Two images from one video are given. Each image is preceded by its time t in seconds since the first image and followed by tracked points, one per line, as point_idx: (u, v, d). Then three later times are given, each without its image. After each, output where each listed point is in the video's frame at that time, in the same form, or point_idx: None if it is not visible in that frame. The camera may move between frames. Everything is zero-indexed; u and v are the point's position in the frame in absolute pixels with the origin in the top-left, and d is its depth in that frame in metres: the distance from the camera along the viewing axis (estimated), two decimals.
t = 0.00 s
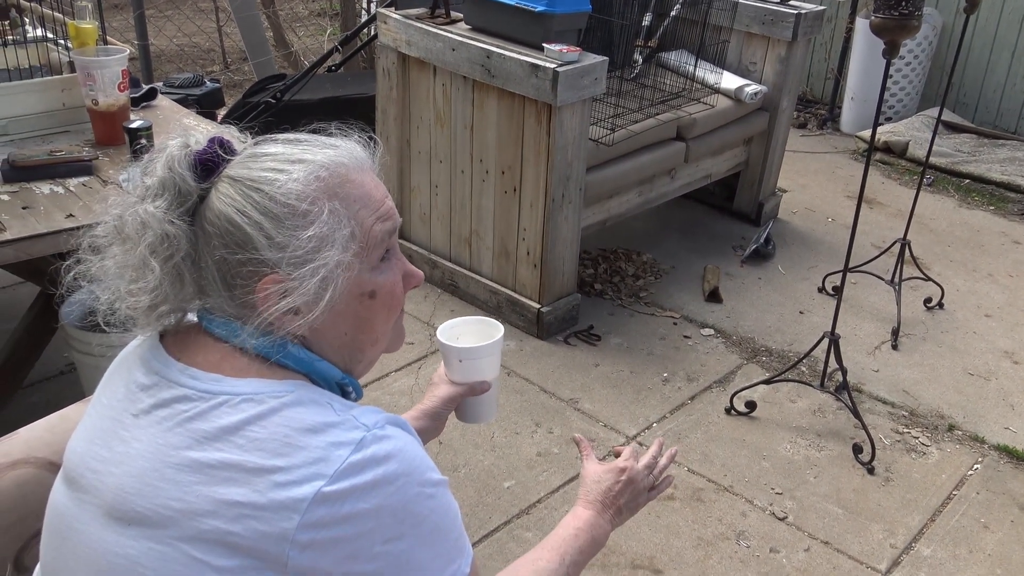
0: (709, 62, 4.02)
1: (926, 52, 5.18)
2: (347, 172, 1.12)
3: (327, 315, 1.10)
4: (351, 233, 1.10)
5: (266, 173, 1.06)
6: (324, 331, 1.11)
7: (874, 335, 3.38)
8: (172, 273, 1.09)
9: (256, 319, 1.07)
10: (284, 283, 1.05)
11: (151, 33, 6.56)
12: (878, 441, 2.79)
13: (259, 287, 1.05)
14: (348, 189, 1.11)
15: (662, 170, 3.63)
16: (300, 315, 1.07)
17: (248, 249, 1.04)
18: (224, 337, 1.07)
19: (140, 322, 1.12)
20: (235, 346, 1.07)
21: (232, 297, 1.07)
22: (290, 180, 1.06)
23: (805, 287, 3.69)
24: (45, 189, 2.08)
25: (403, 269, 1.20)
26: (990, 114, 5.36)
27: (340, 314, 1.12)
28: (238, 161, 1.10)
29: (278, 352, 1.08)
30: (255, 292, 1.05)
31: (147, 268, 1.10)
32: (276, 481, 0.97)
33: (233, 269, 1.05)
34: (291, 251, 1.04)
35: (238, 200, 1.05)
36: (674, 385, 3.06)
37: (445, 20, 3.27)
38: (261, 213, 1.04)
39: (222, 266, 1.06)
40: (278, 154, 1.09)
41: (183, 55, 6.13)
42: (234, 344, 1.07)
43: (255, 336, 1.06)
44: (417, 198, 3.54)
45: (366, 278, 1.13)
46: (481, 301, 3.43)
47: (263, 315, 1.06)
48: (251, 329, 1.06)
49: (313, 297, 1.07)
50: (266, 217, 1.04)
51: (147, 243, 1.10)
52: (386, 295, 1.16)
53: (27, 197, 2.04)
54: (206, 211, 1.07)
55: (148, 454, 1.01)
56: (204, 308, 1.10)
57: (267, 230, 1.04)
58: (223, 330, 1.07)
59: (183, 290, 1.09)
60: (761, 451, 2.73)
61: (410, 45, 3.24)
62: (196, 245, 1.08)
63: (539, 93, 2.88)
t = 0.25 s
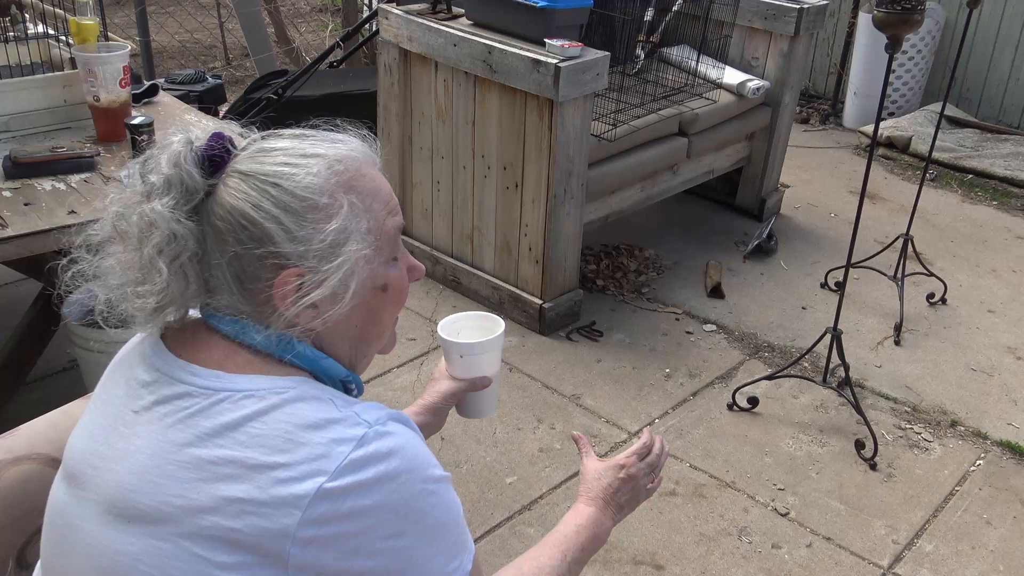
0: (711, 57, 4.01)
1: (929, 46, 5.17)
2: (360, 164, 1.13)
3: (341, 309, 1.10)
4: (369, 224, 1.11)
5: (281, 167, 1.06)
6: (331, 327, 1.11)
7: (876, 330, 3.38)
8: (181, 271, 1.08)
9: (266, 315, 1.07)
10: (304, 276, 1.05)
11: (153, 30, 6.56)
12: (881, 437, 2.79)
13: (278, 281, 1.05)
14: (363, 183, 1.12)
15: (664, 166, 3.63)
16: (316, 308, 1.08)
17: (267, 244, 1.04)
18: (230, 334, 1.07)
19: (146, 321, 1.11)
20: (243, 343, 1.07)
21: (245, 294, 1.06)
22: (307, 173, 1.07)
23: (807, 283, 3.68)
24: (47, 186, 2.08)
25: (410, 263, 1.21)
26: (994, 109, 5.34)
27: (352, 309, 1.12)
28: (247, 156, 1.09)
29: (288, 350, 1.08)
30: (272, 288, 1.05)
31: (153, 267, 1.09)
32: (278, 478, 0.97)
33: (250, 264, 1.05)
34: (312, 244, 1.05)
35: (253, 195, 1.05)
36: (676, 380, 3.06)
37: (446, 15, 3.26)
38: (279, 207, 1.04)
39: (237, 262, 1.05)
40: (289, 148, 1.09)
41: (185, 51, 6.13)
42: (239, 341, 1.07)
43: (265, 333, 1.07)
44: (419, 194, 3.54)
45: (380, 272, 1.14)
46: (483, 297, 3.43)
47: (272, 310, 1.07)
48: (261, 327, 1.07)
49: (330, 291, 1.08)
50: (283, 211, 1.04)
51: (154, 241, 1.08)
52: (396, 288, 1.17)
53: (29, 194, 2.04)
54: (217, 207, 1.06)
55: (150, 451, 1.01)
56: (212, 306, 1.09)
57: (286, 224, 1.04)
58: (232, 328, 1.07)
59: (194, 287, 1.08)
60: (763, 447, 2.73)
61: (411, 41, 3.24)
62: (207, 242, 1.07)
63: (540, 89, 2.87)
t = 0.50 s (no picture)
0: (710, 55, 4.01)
1: (928, 44, 5.17)
2: (370, 157, 1.17)
3: (355, 300, 1.14)
4: (383, 215, 1.16)
5: (305, 161, 1.07)
6: (328, 325, 1.13)
7: (875, 328, 3.38)
8: (211, 270, 1.03)
9: (267, 313, 1.07)
10: (332, 267, 1.08)
11: (151, 28, 6.55)
12: (879, 435, 2.79)
13: (306, 274, 1.07)
14: (377, 176, 1.17)
15: (663, 163, 3.62)
16: (331, 298, 1.11)
17: (298, 236, 1.05)
18: (228, 333, 1.06)
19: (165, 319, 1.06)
20: (243, 342, 1.06)
21: (267, 290, 1.06)
22: (332, 167, 1.09)
23: (806, 281, 3.68)
24: (44, 184, 2.08)
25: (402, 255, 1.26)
26: (993, 107, 5.34)
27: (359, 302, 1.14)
28: (261, 148, 1.08)
29: (288, 348, 1.09)
30: (299, 279, 1.07)
31: (177, 264, 1.04)
32: (272, 477, 0.97)
33: (278, 258, 1.05)
34: (343, 236, 1.08)
35: (281, 188, 1.05)
36: (675, 378, 3.06)
37: (444, 13, 3.26)
38: (309, 200, 1.06)
39: (263, 257, 1.04)
40: (306, 142, 1.10)
41: (184, 50, 6.12)
42: (240, 341, 1.06)
43: (271, 330, 1.08)
44: (418, 191, 3.54)
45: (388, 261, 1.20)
46: (482, 295, 3.44)
47: (270, 309, 1.07)
48: (264, 324, 1.07)
49: (352, 280, 1.11)
50: (314, 203, 1.06)
51: (180, 238, 1.03)
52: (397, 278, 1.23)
53: (27, 192, 2.04)
54: (242, 202, 1.03)
55: (143, 451, 1.01)
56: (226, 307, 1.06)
57: (320, 218, 1.06)
58: (229, 327, 1.06)
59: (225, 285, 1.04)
60: (762, 444, 2.73)
61: (410, 39, 3.24)
62: (237, 238, 1.04)
63: (539, 87, 2.87)
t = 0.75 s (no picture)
0: (710, 53, 4.01)
1: (929, 42, 5.16)
2: (377, 158, 1.18)
3: (362, 300, 1.15)
4: (391, 216, 1.17)
5: (320, 162, 1.07)
6: (331, 325, 1.13)
7: (877, 326, 3.37)
8: (235, 269, 1.03)
9: (272, 314, 1.07)
10: (344, 268, 1.10)
11: (152, 28, 6.55)
12: (881, 433, 2.79)
13: (320, 274, 1.07)
14: (384, 178, 1.18)
15: (664, 162, 3.62)
16: (339, 298, 1.12)
17: (316, 237, 1.05)
18: (232, 333, 1.06)
19: (184, 317, 1.05)
20: (245, 343, 1.06)
21: (281, 289, 1.06)
22: (346, 168, 1.10)
23: (807, 279, 3.68)
24: (44, 185, 2.08)
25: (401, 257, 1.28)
26: (994, 105, 5.33)
27: (364, 301, 1.15)
28: (275, 147, 1.08)
29: (289, 349, 1.08)
30: (313, 279, 1.08)
31: (197, 264, 1.03)
32: (272, 477, 0.97)
33: (293, 259, 1.05)
34: (357, 238, 1.09)
35: (300, 188, 1.05)
36: (676, 377, 3.06)
37: (444, 12, 3.26)
38: (327, 201, 1.06)
39: (279, 258, 1.05)
40: (320, 142, 1.11)
41: (185, 50, 6.13)
42: (242, 341, 1.06)
43: (275, 331, 1.08)
44: (419, 191, 3.54)
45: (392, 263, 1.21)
46: (483, 294, 3.44)
47: (272, 309, 1.07)
48: (265, 325, 1.07)
49: (361, 281, 1.13)
50: (331, 204, 1.06)
51: (203, 237, 1.03)
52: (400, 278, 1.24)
53: (27, 192, 2.04)
54: (262, 202, 1.03)
55: (145, 451, 1.01)
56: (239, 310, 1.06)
57: (336, 219, 1.07)
58: (233, 328, 1.06)
59: (256, 283, 1.04)
60: (763, 443, 2.73)
61: (410, 39, 3.24)
62: (259, 237, 1.03)
63: (539, 86, 2.87)
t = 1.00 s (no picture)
0: (709, 52, 4.01)
1: (927, 40, 5.17)
2: (380, 159, 1.18)
3: (363, 301, 1.15)
4: (393, 217, 1.17)
5: (323, 162, 1.07)
6: (331, 326, 1.13)
7: (876, 324, 3.37)
8: (239, 268, 1.02)
9: (272, 315, 1.07)
10: (346, 269, 1.10)
11: (150, 30, 6.55)
12: (881, 431, 2.79)
13: (322, 275, 1.07)
14: (385, 180, 1.18)
15: (663, 161, 3.62)
16: (340, 299, 1.11)
17: (319, 237, 1.05)
18: (232, 333, 1.06)
19: (188, 317, 1.05)
20: (246, 344, 1.07)
21: (283, 290, 1.06)
22: (349, 169, 1.10)
23: (807, 277, 3.68)
24: (43, 187, 2.09)
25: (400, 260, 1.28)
26: (993, 102, 5.33)
27: (365, 302, 1.15)
28: (278, 147, 1.08)
29: (289, 350, 1.09)
30: (315, 280, 1.07)
31: (201, 263, 1.02)
32: (273, 478, 0.97)
33: (295, 260, 1.05)
34: (359, 239, 1.09)
35: (303, 188, 1.05)
36: (676, 375, 3.06)
37: (443, 12, 3.26)
38: (330, 202, 1.06)
39: (282, 257, 1.04)
40: (323, 142, 1.11)
41: (184, 51, 6.13)
42: (243, 342, 1.06)
43: (276, 332, 1.08)
44: (418, 191, 3.53)
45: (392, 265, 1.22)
46: (483, 294, 3.43)
47: (272, 310, 1.07)
48: (266, 327, 1.07)
49: (362, 282, 1.13)
50: (334, 205, 1.06)
51: (207, 237, 1.02)
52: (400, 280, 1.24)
53: (25, 195, 2.04)
54: (265, 201, 1.03)
55: (145, 452, 1.01)
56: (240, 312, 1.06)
57: (338, 220, 1.07)
58: (234, 329, 1.06)
59: (260, 282, 1.04)
60: (763, 441, 2.73)
61: (408, 39, 3.24)
62: (263, 238, 1.03)
63: (538, 85, 2.87)
